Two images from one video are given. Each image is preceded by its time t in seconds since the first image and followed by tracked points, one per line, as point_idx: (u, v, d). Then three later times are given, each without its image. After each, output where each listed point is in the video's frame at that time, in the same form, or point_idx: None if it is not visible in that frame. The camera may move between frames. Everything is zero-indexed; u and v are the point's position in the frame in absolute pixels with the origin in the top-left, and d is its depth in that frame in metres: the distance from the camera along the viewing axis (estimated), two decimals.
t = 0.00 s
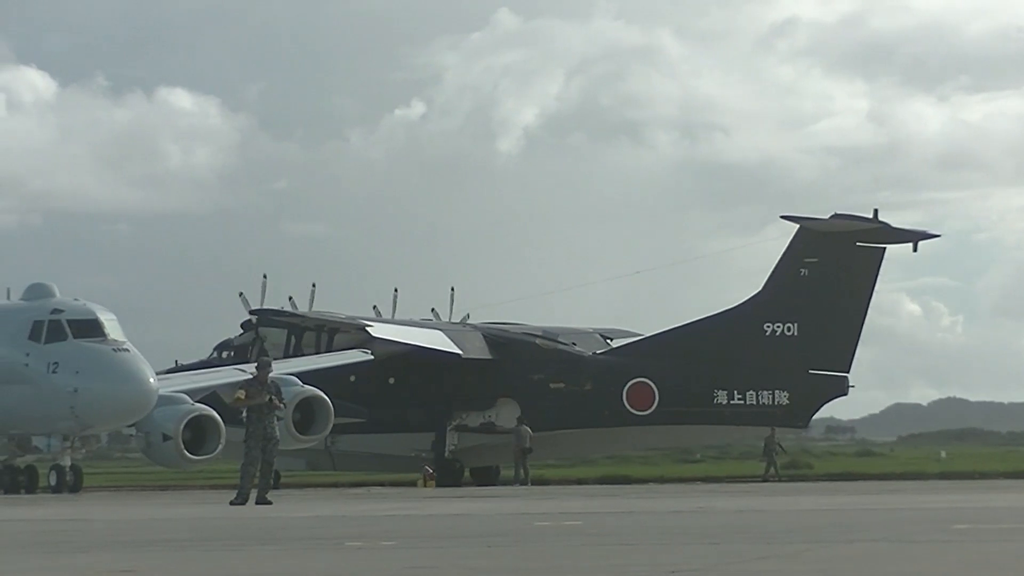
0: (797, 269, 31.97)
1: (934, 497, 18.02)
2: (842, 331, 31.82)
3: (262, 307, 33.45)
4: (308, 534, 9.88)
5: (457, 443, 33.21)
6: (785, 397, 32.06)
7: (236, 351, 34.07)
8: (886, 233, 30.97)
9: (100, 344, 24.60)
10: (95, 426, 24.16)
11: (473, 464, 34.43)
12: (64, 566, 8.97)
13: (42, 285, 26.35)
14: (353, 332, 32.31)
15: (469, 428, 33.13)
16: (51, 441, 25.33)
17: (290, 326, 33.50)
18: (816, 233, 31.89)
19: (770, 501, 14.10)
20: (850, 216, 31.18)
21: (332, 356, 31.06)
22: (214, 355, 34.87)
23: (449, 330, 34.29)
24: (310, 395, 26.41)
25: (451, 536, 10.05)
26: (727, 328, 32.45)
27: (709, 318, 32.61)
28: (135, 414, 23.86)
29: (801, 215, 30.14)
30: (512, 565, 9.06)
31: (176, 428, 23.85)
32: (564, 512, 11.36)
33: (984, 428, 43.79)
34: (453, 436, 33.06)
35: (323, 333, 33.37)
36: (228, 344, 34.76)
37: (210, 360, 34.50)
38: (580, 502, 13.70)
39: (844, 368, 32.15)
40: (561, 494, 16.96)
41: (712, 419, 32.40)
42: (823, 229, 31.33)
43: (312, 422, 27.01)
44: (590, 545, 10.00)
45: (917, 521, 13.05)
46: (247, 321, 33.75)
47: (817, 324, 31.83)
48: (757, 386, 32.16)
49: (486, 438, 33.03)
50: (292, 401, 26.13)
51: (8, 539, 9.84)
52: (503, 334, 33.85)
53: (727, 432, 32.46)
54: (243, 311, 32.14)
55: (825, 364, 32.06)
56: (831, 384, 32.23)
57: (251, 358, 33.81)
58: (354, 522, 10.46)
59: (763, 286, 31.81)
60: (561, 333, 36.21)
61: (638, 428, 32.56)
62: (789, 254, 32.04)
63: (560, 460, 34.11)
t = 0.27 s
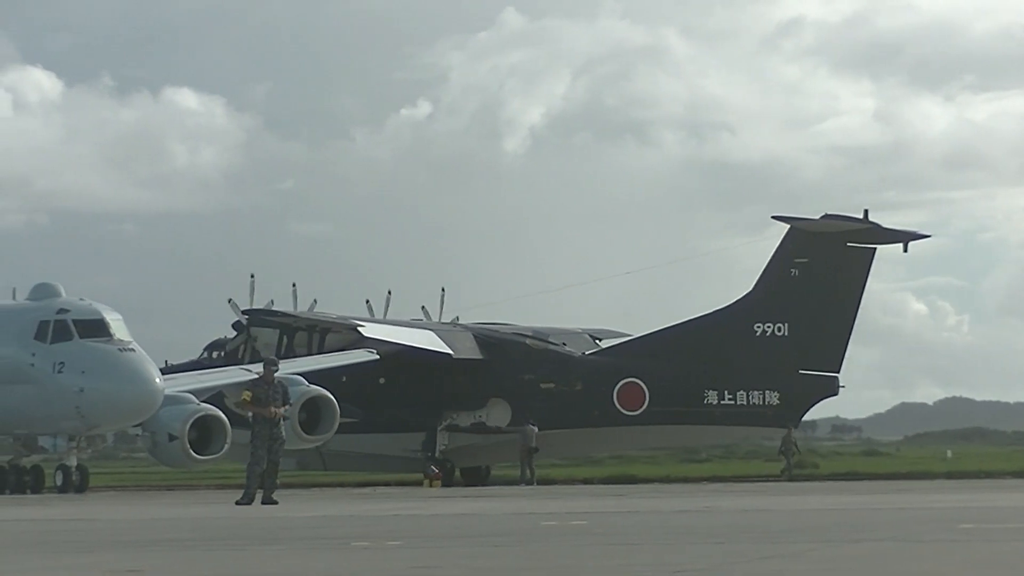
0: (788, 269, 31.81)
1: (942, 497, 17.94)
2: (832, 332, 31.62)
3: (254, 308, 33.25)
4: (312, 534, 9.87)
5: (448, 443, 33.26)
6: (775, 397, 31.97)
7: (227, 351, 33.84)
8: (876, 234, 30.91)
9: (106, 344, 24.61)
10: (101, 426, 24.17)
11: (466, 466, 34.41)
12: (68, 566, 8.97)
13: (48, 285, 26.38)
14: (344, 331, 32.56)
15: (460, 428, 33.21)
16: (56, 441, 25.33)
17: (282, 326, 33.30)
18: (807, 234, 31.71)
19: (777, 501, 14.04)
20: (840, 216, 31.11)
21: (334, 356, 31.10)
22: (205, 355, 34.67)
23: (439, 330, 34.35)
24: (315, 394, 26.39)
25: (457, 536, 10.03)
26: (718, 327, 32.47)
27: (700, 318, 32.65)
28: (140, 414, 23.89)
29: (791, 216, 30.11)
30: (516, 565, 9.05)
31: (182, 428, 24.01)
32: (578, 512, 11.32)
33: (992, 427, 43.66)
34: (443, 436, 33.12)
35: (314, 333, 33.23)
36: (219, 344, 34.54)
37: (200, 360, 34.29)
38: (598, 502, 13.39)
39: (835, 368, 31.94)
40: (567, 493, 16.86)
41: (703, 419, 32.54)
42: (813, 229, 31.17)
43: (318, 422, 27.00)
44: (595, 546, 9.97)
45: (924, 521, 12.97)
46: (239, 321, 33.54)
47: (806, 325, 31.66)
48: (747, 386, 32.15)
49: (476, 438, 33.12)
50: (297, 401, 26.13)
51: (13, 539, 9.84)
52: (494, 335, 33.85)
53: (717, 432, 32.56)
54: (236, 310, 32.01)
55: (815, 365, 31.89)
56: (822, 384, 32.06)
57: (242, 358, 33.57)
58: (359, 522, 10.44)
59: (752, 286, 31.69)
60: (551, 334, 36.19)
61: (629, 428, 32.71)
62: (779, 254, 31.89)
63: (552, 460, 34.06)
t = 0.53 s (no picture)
0: (779, 270, 31.87)
1: (947, 497, 17.95)
2: (823, 332, 31.70)
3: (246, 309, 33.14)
4: (318, 534, 9.88)
5: (439, 443, 33.11)
6: (766, 398, 32.03)
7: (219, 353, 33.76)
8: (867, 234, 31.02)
9: (113, 345, 24.61)
10: (107, 427, 24.18)
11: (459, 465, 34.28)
12: (74, 566, 8.98)
13: (55, 285, 26.39)
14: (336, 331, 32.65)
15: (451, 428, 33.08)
16: (63, 442, 25.33)
17: (275, 327, 33.23)
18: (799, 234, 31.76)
19: (782, 501, 14.05)
20: (832, 217, 31.20)
21: (338, 356, 31.06)
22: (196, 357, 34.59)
23: (430, 331, 34.23)
24: (322, 395, 26.41)
25: (464, 536, 10.03)
26: (709, 328, 32.51)
27: (691, 319, 32.69)
28: (147, 414, 23.91)
29: (783, 216, 30.20)
30: (523, 565, 9.05)
31: (188, 428, 23.94)
32: (596, 512, 11.27)
33: (999, 428, 43.60)
34: (434, 436, 32.99)
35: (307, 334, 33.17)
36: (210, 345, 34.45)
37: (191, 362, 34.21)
38: (607, 502, 13.44)
39: (826, 369, 32.02)
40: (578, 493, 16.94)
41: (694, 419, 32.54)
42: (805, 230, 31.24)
43: (324, 422, 27.01)
44: (601, 546, 9.96)
45: (928, 521, 12.96)
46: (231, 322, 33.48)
47: (797, 325, 31.73)
48: (738, 386, 32.20)
49: (467, 439, 32.99)
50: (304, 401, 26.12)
51: (19, 539, 9.85)
52: (486, 336, 33.72)
53: (708, 432, 32.54)
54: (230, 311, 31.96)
55: (806, 365, 31.95)
56: (813, 385, 32.12)
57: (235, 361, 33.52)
58: (365, 522, 10.43)
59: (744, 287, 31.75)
60: (542, 334, 36.23)
61: (622, 429, 32.62)
62: (770, 255, 31.94)
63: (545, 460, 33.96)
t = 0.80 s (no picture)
0: (771, 271, 31.90)
1: (954, 497, 17.99)
2: (814, 334, 31.81)
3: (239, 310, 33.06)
4: (326, 534, 9.88)
5: (432, 445, 33.06)
6: (758, 399, 32.09)
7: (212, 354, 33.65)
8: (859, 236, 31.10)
9: (120, 345, 24.62)
10: (115, 428, 24.20)
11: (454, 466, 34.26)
12: (82, 566, 8.99)
13: (62, 286, 26.43)
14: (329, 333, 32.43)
15: (443, 430, 33.02)
16: (70, 443, 25.33)
17: (268, 328, 33.12)
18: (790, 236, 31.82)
19: (790, 501, 14.10)
20: (826, 219, 31.25)
21: (341, 358, 31.04)
22: (189, 358, 34.52)
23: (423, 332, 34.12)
24: (329, 395, 26.43)
25: (471, 536, 10.03)
26: (701, 329, 32.51)
27: (682, 320, 32.67)
28: (156, 415, 23.92)
29: (777, 217, 30.24)
30: (531, 565, 9.06)
31: (196, 429, 24.04)
32: (614, 512, 11.28)
33: (1006, 428, 43.58)
34: (426, 437, 32.93)
35: (300, 336, 33.06)
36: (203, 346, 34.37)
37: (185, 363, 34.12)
38: (617, 500, 13.59)
39: (817, 370, 32.14)
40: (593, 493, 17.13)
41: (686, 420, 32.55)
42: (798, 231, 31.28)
43: (331, 422, 27.02)
44: (607, 546, 9.96)
45: (935, 521, 12.99)
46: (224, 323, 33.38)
47: (789, 327, 31.81)
48: (731, 388, 32.23)
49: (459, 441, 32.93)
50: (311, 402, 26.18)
51: (27, 540, 9.85)
52: (478, 337, 33.61)
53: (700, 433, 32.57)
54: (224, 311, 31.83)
55: (798, 366, 32.05)
56: (805, 386, 32.23)
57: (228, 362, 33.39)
58: (371, 523, 10.41)
59: (736, 288, 31.76)
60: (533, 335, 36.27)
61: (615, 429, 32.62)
62: (762, 257, 31.98)
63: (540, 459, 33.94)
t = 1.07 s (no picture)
0: (763, 272, 31.57)
1: (963, 499, 17.97)
2: (807, 334, 31.50)
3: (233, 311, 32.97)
4: (335, 534, 9.88)
5: (424, 445, 33.10)
6: (750, 400, 31.77)
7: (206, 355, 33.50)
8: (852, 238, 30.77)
9: (127, 346, 24.65)
10: (122, 429, 24.21)
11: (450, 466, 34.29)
12: (91, 568, 9.00)
13: (70, 287, 26.49)
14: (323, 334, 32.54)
15: (436, 430, 33.06)
16: (78, 444, 25.31)
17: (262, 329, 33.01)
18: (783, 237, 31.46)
19: (795, 502, 14.15)
20: (818, 220, 30.87)
21: (343, 361, 31.27)
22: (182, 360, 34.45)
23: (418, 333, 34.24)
24: (336, 396, 26.46)
25: (478, 538, 10.02)
26: (693, 330, 32.18)
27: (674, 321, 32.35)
28: (164, 415, 23.97)
29: (767, 219, 29.94)
30: (538, 566, 9.04)
31: (203, 430, 24.18)
32: (624, 511, 11.29)
33: (1013, 429, 43.53)
34: (419, 438, 32.98)
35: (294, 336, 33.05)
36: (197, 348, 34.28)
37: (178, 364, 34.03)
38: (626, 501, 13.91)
39: (810, 371, 31.83)
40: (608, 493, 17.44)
41: (679, 421, 32.31)
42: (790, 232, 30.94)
43: (339, 423, 27.09)
44: (614, 547, 9.95)
45: (943, 522, 12.97)
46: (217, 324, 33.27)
47: (782, 328, 31.47)
48: (723, 389, 31.96)
49: (452, 441, 32.97)
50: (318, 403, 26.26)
51: (34, 542, 9.86)
52: (471, 338, 33.60)
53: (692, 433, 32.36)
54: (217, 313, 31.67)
55: (790, 367, 31.73)
56: (798, 387, 31.92)
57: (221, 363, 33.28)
58: (378, 524, 10.40)
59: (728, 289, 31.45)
60: (526, 337, 36.34)
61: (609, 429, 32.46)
62: (754, 258, 31.64)
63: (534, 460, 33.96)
